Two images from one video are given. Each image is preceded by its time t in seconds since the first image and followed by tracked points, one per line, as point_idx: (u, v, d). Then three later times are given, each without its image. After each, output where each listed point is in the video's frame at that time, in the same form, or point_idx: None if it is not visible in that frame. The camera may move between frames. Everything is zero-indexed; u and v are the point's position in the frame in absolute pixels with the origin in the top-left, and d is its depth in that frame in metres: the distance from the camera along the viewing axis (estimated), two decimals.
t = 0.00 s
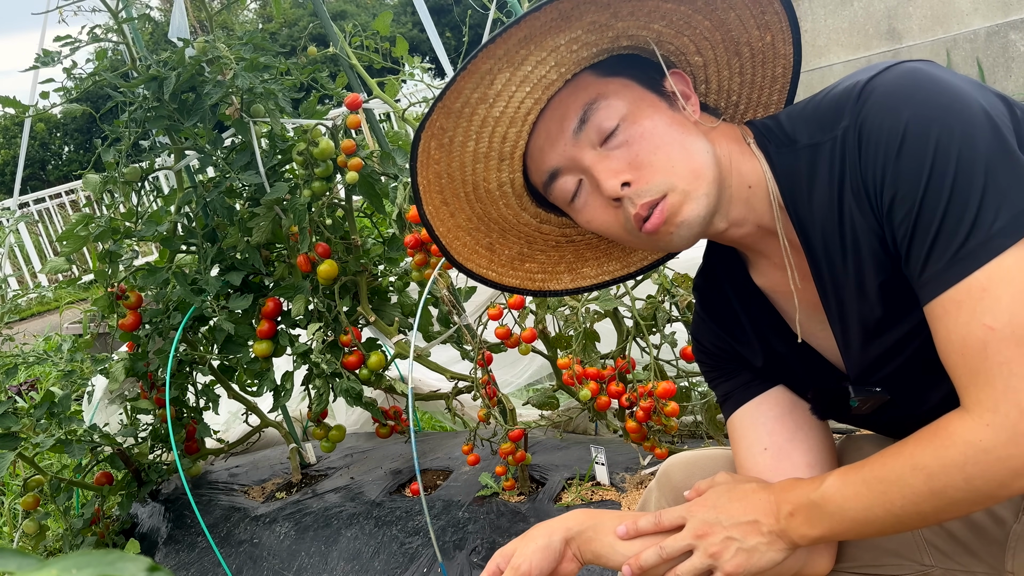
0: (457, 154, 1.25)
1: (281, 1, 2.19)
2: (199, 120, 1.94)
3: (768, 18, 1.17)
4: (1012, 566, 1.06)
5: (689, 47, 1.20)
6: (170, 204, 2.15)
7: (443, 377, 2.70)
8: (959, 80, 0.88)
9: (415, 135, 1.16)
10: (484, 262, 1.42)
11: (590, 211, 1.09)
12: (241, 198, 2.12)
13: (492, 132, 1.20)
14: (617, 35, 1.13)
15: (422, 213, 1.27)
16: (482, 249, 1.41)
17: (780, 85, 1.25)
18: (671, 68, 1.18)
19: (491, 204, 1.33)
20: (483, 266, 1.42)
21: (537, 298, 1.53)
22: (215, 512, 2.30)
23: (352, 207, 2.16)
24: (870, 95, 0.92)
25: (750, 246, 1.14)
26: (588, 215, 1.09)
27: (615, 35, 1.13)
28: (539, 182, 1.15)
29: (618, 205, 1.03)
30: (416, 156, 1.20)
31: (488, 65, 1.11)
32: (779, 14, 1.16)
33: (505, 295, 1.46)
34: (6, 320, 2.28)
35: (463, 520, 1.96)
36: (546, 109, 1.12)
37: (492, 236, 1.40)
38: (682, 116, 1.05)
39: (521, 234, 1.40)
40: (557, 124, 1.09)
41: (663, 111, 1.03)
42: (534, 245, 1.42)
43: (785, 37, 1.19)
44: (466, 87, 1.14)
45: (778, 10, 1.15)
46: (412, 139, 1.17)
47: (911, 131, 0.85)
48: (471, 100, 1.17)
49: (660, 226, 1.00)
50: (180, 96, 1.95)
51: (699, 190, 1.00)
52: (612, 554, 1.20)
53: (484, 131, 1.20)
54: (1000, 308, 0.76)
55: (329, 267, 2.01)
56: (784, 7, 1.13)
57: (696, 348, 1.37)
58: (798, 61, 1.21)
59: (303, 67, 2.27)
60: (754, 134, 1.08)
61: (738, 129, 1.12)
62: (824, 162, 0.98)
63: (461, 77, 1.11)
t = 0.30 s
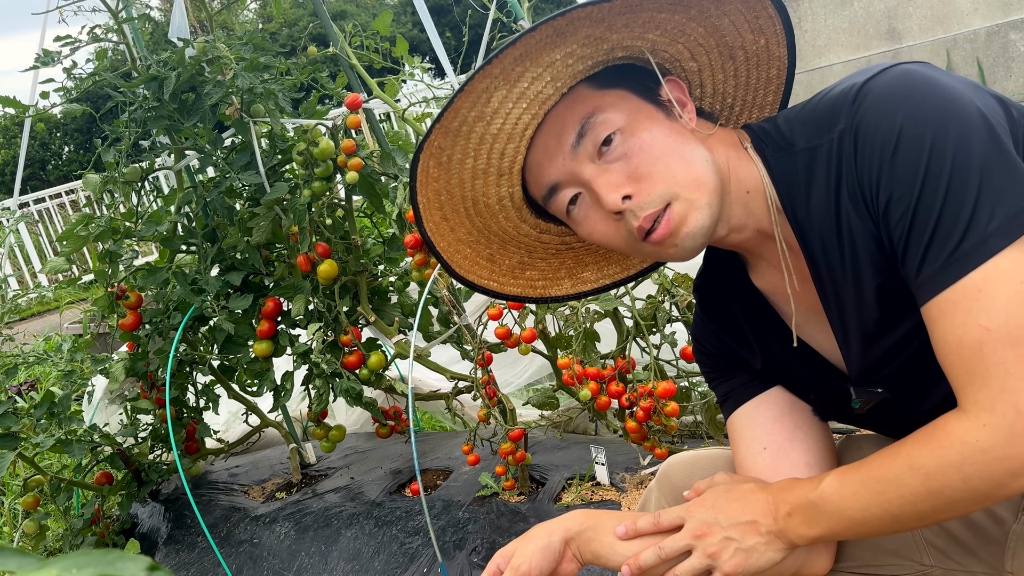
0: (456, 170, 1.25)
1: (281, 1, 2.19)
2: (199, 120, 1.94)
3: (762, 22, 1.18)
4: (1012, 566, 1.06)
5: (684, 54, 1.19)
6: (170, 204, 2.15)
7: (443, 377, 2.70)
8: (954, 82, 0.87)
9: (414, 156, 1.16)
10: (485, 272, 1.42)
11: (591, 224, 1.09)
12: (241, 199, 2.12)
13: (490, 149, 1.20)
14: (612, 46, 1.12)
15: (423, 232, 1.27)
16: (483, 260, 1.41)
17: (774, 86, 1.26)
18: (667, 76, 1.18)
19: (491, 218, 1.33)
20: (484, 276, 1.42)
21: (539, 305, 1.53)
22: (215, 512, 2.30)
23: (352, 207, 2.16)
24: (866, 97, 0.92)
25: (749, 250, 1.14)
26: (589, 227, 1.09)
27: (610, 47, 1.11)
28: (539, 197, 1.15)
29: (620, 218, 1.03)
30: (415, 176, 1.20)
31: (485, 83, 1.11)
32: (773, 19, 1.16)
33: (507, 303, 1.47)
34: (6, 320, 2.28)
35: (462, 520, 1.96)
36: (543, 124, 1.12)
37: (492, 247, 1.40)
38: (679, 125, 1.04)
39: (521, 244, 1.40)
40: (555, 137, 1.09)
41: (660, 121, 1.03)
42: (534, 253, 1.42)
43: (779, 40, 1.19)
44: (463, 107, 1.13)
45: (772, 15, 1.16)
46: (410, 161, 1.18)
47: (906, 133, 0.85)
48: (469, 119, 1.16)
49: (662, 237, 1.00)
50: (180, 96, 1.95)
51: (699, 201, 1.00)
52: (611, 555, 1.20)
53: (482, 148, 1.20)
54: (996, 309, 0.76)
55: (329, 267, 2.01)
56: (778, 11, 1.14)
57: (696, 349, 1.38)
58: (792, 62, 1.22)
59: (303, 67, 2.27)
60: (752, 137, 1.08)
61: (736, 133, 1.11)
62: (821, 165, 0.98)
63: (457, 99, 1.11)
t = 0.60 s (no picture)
0: (456, 170, 1.25)
1: (281, 1, 2.19)
2: (199, 120, 1.94)
3: (764, 22, 1.17)
4: (1012, 566, 1.06)
5: (686, 53, 1.19)
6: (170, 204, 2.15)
7: (443, 377, 2.71)
8: (956, 82, 0.87)
9: (415, 155, 1.16)
10: (484, 270, 1.42)
11: (591, 224, 1.09)
12: (241, 198, 2.12)
13: (491, 149, 1.20)
14: (614, 47, 1.12)
15: (423, 231, 1.27)
16: (482, 259, 1.41)
17: (775, 86, 1.25)
18: (668, 75, 1.18)
19: (491, 217, 1.33)
20: (483, 274, 1.42)
21: (538, 302, 1.54)
22: (215, 513, 2.30)
23: (352, 207, 2.16)
24: (868, 97, 0.92)
25: (749, 250, 1.14)
26: (589, 228, 1.09)
27: (611, 47, 1.11)
28: (539, 197, 1.15)
29: (620, 219, 1.03)
30: (415, 175, 1.20)
31: (486, 83, 1.11)
32: (776, 19, 1.16)
33: (506, 301, 1.47)
34: (6, 320, 2.28)
35: (462, 520, 1.96)
36: (544, 124, 1.12)
37: (492, 246, 1.40)
38: (681, 125, 1.04)
39: (521, 242, 1.40)
40: (556, 138, 1.09)
41: (662, 122, 1.03)
42: (533, 251, 1.42)
43: (780, 39, 1.19)
44: (464, 107, 1.13)
45: (774, 15, 1.16)
46: (411, 160, 1.18)
47: (908, 133, 0.85)
48: (469, 119, 1.16)
49: (662, 239, 1.00)
50: (180, 96, 1.95)
51: (699, 202, 1.00)
52: (611, 556, 1.20)
53: (482, 148, 1.20)
54: (997, 309, 0.76)
55: (329, 267, 2.01)
56: (781, 11, 1.14)
57: (696, 349, 1.38)
58: (793, 62, 1.22)
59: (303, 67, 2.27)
60: (753, 137, 1.08)
61: (737, 133, 1.11)
62: (823, 165, 0.98)
63: (458, 100, 1.11)
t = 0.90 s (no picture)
0: (456, 169, 1.25)
1: (281, 1, 2.19)
2: (199, 120, 1.94)
3: (767, 22, 1.17)
4: (1012, 566, 1.06)
5: (688, 52, 1.19)
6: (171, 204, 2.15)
7: (443, 377, 2.71)
8: (957, 81, 0.87)
9: (416, 156, 1.16)
10: (484, 266, 1.42)
11: (591, 224, 1.09)
12: (241, 198, 2.13)
13: (491, 149, 1.20)
14: (615, 47, 1.11)
15: (424, 230, 1.27)
16: (482, 255, 1.41)
17: (776, 84, 1.26)
18: (669, 74, 1.18)
19: (491, 215, 1.33)
20: (483, 270, 1.43)
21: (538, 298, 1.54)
22: (215, 513, 2.30)
23: (352, 207, 2.16)
24: (868, 97, 0.92)
25: (749, 250, 1.14)
26: (589, 228, 1.10)
27: (613, 47, 1.11)
28: (540, 196, 1.15)
29: (620, 220, 1.03)
30: (416, 175, 1.20)
31: (487, 85, 1.10)
32: (778, 19, 1.16)
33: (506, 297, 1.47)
34: (6, 320, 2.28)
35: (462, 520, 1.96)
36: (545, 124, 1.12)
37: (492, 243, 1.40)
38: (681, 126, 1.04)
39: (521, 239, 1.40)
40: (557, 138, 1.09)
41: (662, 123, 1.03)
42: (533, 248, 1.42)
43: (782, 39, 1.19)
44: (465, 108, 1.13)
45: (777, 16, 1.15)
46: (412, 160, 1.17)
47: (908, 133, 0.85)
48: (470, 120, 1.15)
49: (663, 241, 1.00)
50: (180, 96, 1.96)
51: (700, 204, 1.00)
52: (611, 555, 1.20)
53: (483, 148, 1.20)
54: (997, 308, 0.76)
55: (329, 267, 2.01)
56: (783, 12, 1.13)
57: (696, 349, 1.38)
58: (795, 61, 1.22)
59: (303, 67, 2.26)
60: (753, 137, 1.08)
61: (738, 132, 1.11)
62: (823, 165, 0.98)
63: (460, 102, 1.10)
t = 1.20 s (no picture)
0: (457, 168, 1.25)
1: (281, 1, 2.19)
2: (199, 120, 1.94)
3: (767, 22, 1.17)
4: (1012, 566, 1.06)
5: (688, 52, 1.19)
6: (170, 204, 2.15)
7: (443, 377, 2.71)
8: (957, 81, 0.87)
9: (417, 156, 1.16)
10: (485, 265, 1.42)
11: (591, 224, 1.09)
12: (241, 198, 2.13)
13: (492, 148, 1.20)
14: (616, 46, 1.11)
15: (424, 229, 1.27)
16: (483, 254, 1.41)
17: (776, 84, 1.26)
18: (669, 74, 1.18)
19: (491, 214, 1.33)
20: (483, 269, 1.42)
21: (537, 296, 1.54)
22: (215, 513, 2.30)
23: (352, 207, 2.16)
24: (868, 97, 0.92)
25: (749, 250, 1.14)
26: (589, 227, 1.10)
27: (613, 47, 1.11)
28: (540, 195, 1.15)
29: (620, 220, 1.03)
30: (417, 174, 1.20)
31: (487, 85, 1.10)
32: (779, 19, 1.16)
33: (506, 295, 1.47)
34: (6, 320, 2.28)
35: (462, 520, 1.96)
36: (545, 124, 1.12)
37: (492, 242, 1.40)
38: (681, 126, 1.04)
39: (521, 238, 1.40)
40: (557, 138, 1.09)
41: (662, 123, 1.03)
42: (533, 246, 1.42)
43: (783, 39, 1.19)
44: (465, 108, 1.13)
45: (777, 16, 1.15)
46: (413, 160, 1.17)
47: (907, 132, 0.85)
48: (471, 119, 1.15)
49: (662, 241, 1.00)
50: (180, 96, 1.96)
51: (699, 204, 1.00)
52: (611, 555, 1.20)
53: (484, 147, 1.20)
54: (996, 307, 0.76)
55: (329, 267, 2.01)
56: (784, 12, 1.13)
57: (696, 348, 1.38)
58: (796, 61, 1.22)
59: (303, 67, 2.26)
60: (754, 136, 1.08)
61: (738, 132, 1.11)
62: (823, 165, 0.98)
63: (461, 101, 1.10)
